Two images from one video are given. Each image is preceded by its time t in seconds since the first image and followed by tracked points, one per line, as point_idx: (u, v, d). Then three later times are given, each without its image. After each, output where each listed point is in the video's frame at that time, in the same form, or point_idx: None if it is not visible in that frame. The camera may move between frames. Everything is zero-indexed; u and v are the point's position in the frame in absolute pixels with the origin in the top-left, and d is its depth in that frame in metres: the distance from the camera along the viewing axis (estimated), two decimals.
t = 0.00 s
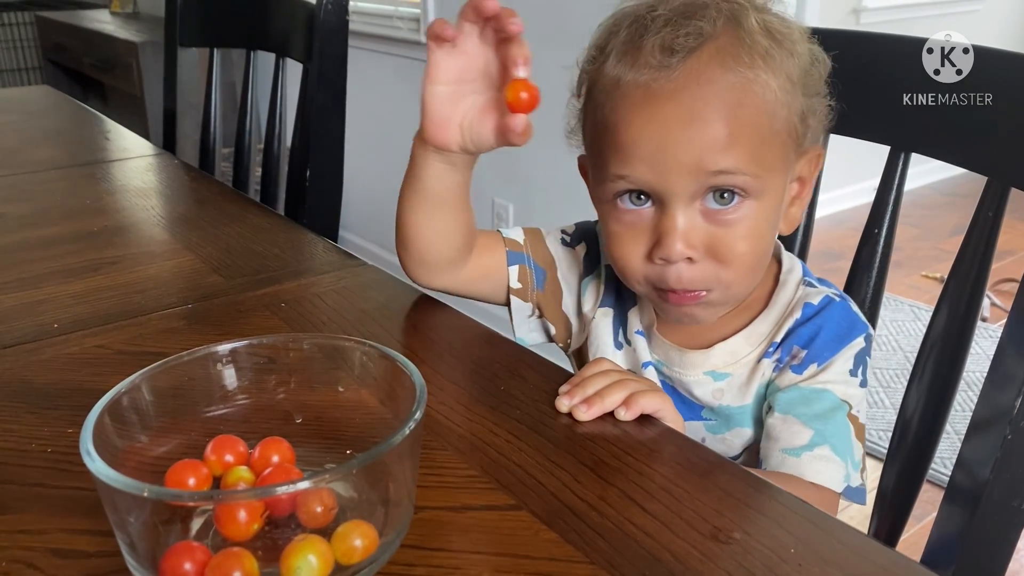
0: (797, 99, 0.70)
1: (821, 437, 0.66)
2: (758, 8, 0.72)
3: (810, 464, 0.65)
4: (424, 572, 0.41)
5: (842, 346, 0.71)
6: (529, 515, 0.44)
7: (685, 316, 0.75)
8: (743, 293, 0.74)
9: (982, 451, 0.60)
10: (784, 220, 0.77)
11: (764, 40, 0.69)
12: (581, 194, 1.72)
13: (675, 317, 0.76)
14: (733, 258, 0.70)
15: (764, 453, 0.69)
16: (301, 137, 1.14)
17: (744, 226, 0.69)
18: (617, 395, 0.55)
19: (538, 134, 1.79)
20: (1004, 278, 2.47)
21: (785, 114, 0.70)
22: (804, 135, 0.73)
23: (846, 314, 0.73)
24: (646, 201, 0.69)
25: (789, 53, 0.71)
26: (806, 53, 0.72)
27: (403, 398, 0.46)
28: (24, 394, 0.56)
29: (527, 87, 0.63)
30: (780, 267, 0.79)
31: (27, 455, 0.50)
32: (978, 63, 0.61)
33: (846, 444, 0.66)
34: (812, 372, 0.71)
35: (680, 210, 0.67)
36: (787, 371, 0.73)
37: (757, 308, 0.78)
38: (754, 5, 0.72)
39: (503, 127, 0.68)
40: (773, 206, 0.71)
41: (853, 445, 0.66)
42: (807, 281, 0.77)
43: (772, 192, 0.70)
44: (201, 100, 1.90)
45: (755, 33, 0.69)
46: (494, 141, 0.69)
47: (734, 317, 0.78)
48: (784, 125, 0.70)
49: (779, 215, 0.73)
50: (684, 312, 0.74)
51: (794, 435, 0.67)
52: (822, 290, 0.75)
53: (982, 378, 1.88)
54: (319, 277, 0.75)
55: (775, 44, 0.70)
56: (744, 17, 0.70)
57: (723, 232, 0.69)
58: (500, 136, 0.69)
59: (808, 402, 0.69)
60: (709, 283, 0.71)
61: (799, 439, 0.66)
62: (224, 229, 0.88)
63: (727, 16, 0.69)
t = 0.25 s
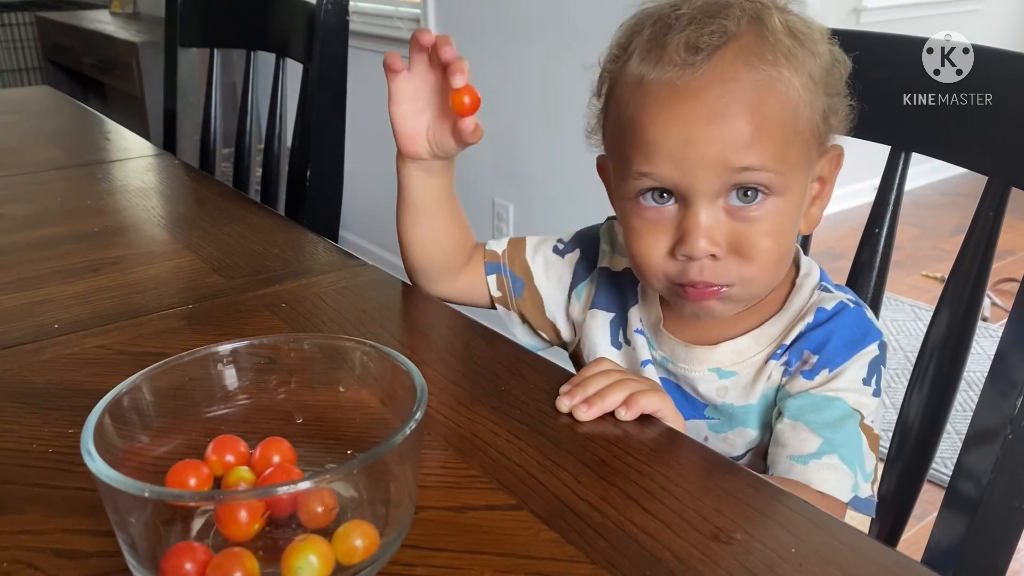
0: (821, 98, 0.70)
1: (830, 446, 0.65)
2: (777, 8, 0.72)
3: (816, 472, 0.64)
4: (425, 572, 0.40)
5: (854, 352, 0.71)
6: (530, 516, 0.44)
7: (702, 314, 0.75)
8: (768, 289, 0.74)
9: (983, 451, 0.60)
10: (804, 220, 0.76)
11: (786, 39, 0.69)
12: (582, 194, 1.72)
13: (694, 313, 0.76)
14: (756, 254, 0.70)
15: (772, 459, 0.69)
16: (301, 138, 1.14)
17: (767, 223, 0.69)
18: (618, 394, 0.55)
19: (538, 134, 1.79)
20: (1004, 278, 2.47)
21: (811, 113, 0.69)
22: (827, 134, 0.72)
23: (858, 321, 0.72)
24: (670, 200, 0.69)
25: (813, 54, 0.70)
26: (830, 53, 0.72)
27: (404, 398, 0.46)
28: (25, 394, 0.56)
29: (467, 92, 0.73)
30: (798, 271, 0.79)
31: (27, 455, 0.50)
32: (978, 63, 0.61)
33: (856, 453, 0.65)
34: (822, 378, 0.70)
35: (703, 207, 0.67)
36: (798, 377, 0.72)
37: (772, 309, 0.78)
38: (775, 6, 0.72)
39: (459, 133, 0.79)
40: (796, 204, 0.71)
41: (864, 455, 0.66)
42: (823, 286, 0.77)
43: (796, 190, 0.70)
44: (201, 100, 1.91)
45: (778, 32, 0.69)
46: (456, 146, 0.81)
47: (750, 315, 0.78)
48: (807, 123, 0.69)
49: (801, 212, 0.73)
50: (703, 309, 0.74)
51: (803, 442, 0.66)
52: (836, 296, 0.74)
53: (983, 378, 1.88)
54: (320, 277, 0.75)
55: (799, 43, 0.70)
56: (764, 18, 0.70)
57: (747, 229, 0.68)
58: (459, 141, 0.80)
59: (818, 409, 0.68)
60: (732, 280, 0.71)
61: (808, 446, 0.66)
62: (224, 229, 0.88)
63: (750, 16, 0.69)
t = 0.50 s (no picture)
0: (817, 103, 0.70)
1: (828, 451, 0.66)
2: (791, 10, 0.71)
3: (813, 477, 0.65)
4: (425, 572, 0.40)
5: (854, 357, 0.71)
6: (529, 514, 0.44)
7: (687, 313, 0.75)
8: (755, 288, 0.74)
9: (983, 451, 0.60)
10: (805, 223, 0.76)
11: (792, 42, 0.69)
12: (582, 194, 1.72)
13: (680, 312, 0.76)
14: (739, 254, 0.70)
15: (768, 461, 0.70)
16: (301, 137, 1.14)
17: (752, 224, 0.69)
18: (618, 394, 0.56)
19: (539, 134, 1.79)
20: (1004, 277, 2.47)
21: (805, 119, 0.69)
22: (826, 141, 0.72)
23: (859, 326, 0.73)
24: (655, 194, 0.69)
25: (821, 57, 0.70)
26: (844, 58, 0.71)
27: (403, 397, 0.46)
28: (24, 393, 0.56)
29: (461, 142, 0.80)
30: (801, 275, 0.79)
31: (27, 454, 0.50)
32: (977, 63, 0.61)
33: (854, 459, 0.66)
34: (823, 382, 0.71)
35: (687, 203, 0.67)
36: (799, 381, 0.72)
37: (775, 312, 0.78)
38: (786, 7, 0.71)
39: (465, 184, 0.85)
40: (786, 208, 0.71)
41: (861, 459, 0.67)
42: (827, 290, 0.77)
43: (784, 195, 0.70)
44: (201, 100, 1.90)
45: (784, 35, 0.69)
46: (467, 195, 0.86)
47: (749, 318, 0.78)
48: (801, 128, 0.69)
49: (795, 216, 0.73)
50: (684, 306, 0.75)
51: (801, 447, 0.67)
52: (838, 301, 0.74)
53: (983, 378, 1.88)
54: (319, 277, 0.75)
55: (804, 46, 0.69)
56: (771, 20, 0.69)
57: (731, 228, 0.68)
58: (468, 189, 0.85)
59: (817, 414, 0.69)
60: (714, 276, 0.71)
61: (805, 451, 0.67)
62: (224, 228, 0.88)
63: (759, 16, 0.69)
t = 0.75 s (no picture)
0: (755, 129, 0.68)
1: (819, 469, 0.67)
2: (795, 16, 0.69)
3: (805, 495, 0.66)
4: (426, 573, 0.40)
5: (848, 372, 0.70)
6: (531, 514, 0.44)
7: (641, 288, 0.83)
8: (691, 281, 0.78)
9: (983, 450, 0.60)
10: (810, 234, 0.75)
11: (752, 59, 0.68)
12: (582, 194, 1.73)
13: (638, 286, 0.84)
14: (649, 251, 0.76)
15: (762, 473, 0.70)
16: (302, 138, 1.14)
17: (661, 228, 0.74)
18: (619, 394, 0.55)
19: (538, 134, 1.79)
20: (1004, 277, 2.47)
21: (737, 143, 0.69)
22: (770, 173, 0.70)
23: (857, 342, 0.72)
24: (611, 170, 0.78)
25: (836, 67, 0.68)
26: (827, 93, 0.68)
27: (404, 396, 0.46)
28: (25, 393, 0.56)
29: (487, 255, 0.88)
30: (808, 284, 0.79)
31: (27, 454, 0.50)
32: (978, 63, 0.61)
33: (848, 477, 0.66)
34: (815, 398, 0.70)
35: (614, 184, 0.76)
36: (792, 396, 0.72)
37: (773, 322, 0.79)
38: (787, 14, 0.69)
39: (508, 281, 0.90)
40: (714, 221, 0.73)
41: (858, 474, 0.67)
42: (830, 302, 0.76)
43: (710, 213, 0.73)
44: (201, 100, 1.90)
45: (746, 50, 0.68)
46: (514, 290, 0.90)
47: (733, 318, 0.80)
48: (733, 150, 0.69)
49: (732, 231, 0.74)
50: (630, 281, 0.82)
51: (792, 464, 0.68)
52: (838, 314, 0.74)
53: (983, 377, 1.87)
54: (320, 277, 0.75)
55: (764, 64, 0.68)
56: (772, 20, 0.68)
57: (640, 223, 0.75)
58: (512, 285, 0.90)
59: (811, 430, 0.68)
60: (632, 260, 0.78)
61: (797, 468, 0.67)
62: (224, 229, 0.88)
63: (739, 25, 0.69)
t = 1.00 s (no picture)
0: (736, 129, 0.69)
1: (820, 463, 0.66)
2: (787, 18, 0.69)
3: (807, 489, 0.66)
4: (425, 572, 0.40)
5: (847, 368, 0.70)
6: (531, 513, 0.44)
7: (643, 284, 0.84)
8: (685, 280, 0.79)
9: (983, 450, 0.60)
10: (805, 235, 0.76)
11: (734, 60, 0.69)
12: (582, 193, 1.73)
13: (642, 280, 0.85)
14: (638, 246, 0.77)
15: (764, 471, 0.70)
16: (302, 137, 1.14)
17: (650, 225, 0.75)
18: (619, 392, 0.55)
19: (538, 134, 1.79)
20: (1004, 276, 2.47)
21: (716, 143, 0.69)
22: (750, 175, 0.70)
23: (857, 339, 0.72)
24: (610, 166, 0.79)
25: (829, 75, 0.68)
26: (809, 97, 0.68)
27: (403, 394, 0.46)
28: (25, 392, 0.56)
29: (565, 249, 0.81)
30: (815, 280, 0.79)
31: (27, 453, 0.50)
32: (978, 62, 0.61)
33: (849, 473, 0.66)
34: (814, 392, 0.70)
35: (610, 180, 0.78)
36: (792, 391, 0.72)
37: (775, 317, 0.78)
38: (778, 16, 0.69)
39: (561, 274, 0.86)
40: (701, 220, 0.74)
41: (859, 470, 0.66)
42: (835, 298, 0.75)
43: (697, 212, 0.73)
44: (201, 100, 1.90)
45: (729, 51, 0.69)
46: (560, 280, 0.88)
47: (734, 313, 0.81)
48: (714, 150, 0.70)
49: (718, 230, 0.74)
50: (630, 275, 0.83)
51: (794, 459, 0.67)
52: (839, 311, 0.74)
53: (983, 377, 1.87)
54: (320, 276, 0.75)
55: (748, 64, 0.68)
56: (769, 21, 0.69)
57: (631, 220, 0.76)
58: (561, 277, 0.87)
59: (811, 426, 0.68)
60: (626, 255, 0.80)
61: (798, 463, 0.67)
62: (225, 228, 0.88)
63: (727, 26, 0.70)
